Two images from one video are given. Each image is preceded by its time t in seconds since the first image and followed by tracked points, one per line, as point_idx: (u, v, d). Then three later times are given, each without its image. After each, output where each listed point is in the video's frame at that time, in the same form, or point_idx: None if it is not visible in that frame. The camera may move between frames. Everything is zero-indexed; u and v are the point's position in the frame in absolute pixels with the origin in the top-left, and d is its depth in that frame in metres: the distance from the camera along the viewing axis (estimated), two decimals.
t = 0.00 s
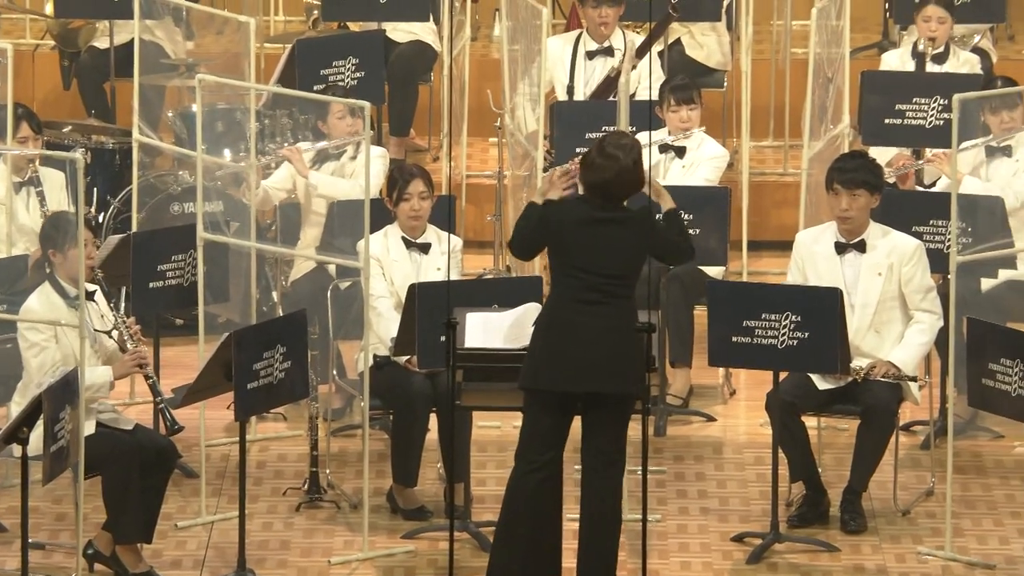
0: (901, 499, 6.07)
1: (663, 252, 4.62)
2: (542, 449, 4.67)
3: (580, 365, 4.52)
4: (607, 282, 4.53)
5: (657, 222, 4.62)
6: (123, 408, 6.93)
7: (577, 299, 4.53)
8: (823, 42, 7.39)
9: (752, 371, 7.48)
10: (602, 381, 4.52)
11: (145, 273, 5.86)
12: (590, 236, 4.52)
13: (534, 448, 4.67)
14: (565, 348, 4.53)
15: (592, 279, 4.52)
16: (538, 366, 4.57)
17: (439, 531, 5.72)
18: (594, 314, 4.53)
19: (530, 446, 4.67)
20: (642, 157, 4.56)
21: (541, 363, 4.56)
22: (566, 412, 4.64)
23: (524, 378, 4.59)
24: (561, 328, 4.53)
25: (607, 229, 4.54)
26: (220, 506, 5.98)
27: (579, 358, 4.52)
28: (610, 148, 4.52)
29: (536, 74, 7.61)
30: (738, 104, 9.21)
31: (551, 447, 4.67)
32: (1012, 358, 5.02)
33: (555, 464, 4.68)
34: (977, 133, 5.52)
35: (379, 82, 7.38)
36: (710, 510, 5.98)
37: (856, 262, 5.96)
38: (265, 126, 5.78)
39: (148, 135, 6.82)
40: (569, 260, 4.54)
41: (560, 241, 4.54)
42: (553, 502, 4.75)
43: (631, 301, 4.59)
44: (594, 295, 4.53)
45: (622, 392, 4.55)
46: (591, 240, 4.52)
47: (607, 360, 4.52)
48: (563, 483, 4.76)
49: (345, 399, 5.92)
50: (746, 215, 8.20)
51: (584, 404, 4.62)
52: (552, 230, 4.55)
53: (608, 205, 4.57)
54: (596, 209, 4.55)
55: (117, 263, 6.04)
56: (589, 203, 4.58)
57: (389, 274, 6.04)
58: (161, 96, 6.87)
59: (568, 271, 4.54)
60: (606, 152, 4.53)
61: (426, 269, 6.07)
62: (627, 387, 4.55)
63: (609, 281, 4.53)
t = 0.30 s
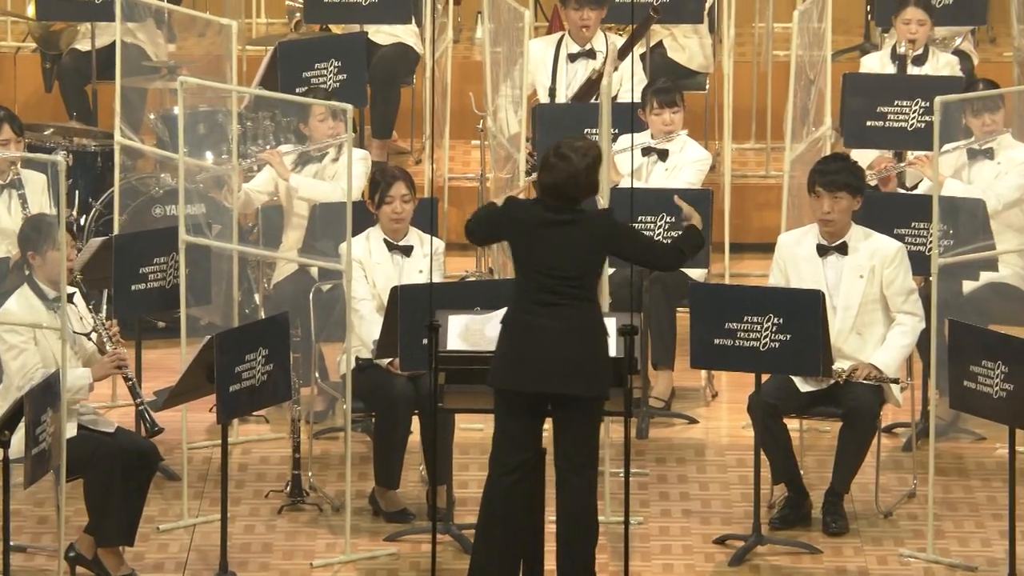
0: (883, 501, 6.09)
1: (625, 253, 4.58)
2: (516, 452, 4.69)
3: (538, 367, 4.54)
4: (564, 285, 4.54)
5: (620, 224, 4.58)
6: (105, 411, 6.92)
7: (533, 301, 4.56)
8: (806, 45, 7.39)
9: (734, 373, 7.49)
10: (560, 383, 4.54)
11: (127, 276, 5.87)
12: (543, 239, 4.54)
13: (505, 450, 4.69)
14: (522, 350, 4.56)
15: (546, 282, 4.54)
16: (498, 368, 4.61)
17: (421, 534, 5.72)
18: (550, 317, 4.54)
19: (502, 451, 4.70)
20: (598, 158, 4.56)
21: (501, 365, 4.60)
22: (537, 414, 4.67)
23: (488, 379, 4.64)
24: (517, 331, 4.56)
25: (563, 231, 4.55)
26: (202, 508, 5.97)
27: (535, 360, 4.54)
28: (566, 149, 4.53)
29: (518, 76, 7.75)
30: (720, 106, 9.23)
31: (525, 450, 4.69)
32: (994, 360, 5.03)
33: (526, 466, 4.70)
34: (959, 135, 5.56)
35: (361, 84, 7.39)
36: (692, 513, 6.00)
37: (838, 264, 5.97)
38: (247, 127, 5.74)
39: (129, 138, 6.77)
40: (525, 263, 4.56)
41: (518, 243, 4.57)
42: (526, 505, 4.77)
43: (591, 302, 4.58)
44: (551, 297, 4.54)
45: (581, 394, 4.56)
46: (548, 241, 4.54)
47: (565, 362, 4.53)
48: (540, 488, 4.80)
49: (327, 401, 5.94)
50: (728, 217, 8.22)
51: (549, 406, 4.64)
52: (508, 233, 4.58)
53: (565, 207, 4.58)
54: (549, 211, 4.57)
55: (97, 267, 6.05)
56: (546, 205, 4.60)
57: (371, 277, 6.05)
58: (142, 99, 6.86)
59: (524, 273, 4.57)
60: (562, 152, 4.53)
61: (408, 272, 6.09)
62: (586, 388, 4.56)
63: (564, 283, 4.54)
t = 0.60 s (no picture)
0: (864, 503, 6.11)
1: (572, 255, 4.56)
2: (478, 457, 4.72)
3: (487, 372, 4.55)
4: (509, 288, 4.53)
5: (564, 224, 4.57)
6: (86, 413, 6.91)
7: (480, 305, 4.56)
8: (787, 47, 7.42)
9: (717, 375, 7.52)
10: (510, 387, 4.54)
11: (109, 278, 5.87)
12: (488, 243, 4.54)
13: (467, 457, 4.73)
14: (470, 354, 4.56)
15: (491, 286, 4.54)
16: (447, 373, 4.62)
17: (403, 536, 5.72)
18: (498, 321, 4.55)
19: (462, 453, 4.73)
20: (540, 157, 4.55)
21: (450, 369, 4.61)
22: (495, 417, 4.69)
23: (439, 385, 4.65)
24: (465, 337, 4.57)
25: (506, 233, 4.54)
26: (184, 510, 5.97)
27: (483, 365, 4.55)
28: (506, 148, 4.53)
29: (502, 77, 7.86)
30: (702, 108, 9.26)
31: (489, 454, 4.73)
32: (976, 361, 5.04)
33: (491, 471, 4.74)
34: (941, 138, 5.58)
35: (342, 87, 7.37)
36: (674, 515, 6.01)
37: (820, 267, 5.99)
38: (229, 130, 5.73)
39: (110, 139, 6.78)
40: (470, 267, 4.56)
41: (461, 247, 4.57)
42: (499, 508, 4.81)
43: (539, 304, 4.58)
44: (498, 301, 4.55)
45: (530, 398, 4.56)
46: (493, 245, 4.53)
47: (513, 366, 4.53)
48: (511, 494, 4.83)
49: (309, 403, 5.92)
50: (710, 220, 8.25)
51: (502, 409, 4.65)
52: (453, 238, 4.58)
53: (505, 208, 4.58)
54: (492, 215, 4.56)
55: (76, 270, 6.01)
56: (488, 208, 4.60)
57: (353, 279, 6.05)
58: (124, 100, 6.84)
59: (470, 278, 4.57)
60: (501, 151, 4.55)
61: (390, 275, 6.08)
62: (538, 391, 4.56)
63: (510, 287, 4.54)
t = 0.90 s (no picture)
0: (845, 502, 6.14)
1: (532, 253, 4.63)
2: (453, 459, 4.73)
3: (459, 376, 4.56)
4: (476, 289, 4.55)
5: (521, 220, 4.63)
6: (67, 413, 6.91)
7: (449, 308, 4.56)
8: (768, 47, 7.44)
9: (697, 375, 7.53)
10: (482, 388, 4.57)
11: (90, 278, 5.87)
12: (452, 246, 4.54)
13: (440, 460, 4.73)
14: (440, 359, 4.57)
15: (457, 288, 4.55)
16: (418, 379, 4.61)
17: (384, 537, 5.72)
18: (466, 323, 4.56)
19: (438, 455, 4.73)
20: (489, 157, 4.63)
21: (421, 375, 4.60)
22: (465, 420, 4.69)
23: (410, 392, 4.64)
24: (434, 341, 4.57)
25: (469, 233, 4.55)
26: (165, 510, 5.97)
27: (455, 369, 4.56)
28: (451, 148, 4.62)
29: (482, 77, 7.82)
30: (683, 108, 9.28)
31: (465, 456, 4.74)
32: (956, 361, 5.06)
33: (466, 475, 4.75)
34: (921, 138, 5.59)
35: (323, 87, 7.36)
36: (656, 514, 6.03)
37: (801, 267, 6.01)
38: (210, 129, 5.82)
39: (91, 139, 6.76)
40: (435, 270, 4.56)
41: (425, 249, 4.56)
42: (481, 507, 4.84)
43: (504, 304, 4.61)
44: (465, 303, 4.56)
45: (502, 398, 4.60)
46: (458, 246, 4.54)
47: (485, 367, 4.56)
48: (492, 494, 4.84)
49: (290, 403, 5.89)
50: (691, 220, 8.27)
51: (472, 412, 4.66)
52: (416, 242, 4.57)
53: (462, 206, 4.61)
54: (453, 217, 4.56)
55: (57, 270, 6.02)
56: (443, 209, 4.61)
57: (334, 280, 6.05)
58: (105, 100, 6.83)
59: (435, 283, 4.57)
60: (445, 154, 4.63)
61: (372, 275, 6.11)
62: (509, 390, 4.60)
63: (477, 288, 4.56)
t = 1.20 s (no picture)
0: (826, 502, 6.16)
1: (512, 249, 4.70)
2: (435, 459, 4.74)
3: (451, 374, 4.59)
4: (467, 285, 4.60)
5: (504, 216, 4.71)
6: (48, 414, 6.89)
7: (440, 306, 4.59)
8: (750, 46, 7.47)
9: (679, 374, 7.55)
10: (474, 386, 4.60)
11: (70, 278, 5.85)
12: (444, 242, 4.58)
13: (418, 463, 4.75)
14: (432, 357, 4.59)
15: (448, 286, 4.58)
16: (408, 379, 4.61)
17: (366, 536, 5.73)
18: (456, 320, 4.59)
19: (420, 455, 4.74)
20: (473, 155, 4.65)
21: (411, 376, 4.61)
22: (449, 419, 4.71)
23: (399, 393, 4.64)
24: (425, 340, 4.59)
25: (459, 230, 4.59)
26: (146, 511, 5.96)
27: (447, 368, 4.58)
28: (440, 148, 4.62)
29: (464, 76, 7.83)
30: (664, 108, 9.30)
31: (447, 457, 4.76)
32: (938, 361, 5.08)
33: (448, 477, 4.77)
34: (902, 138, 5.61)
35: (305, 85, 7.37)
36: (637, 514, 6.04)
37: (782, 266, 6.03)
38: (191, 130, 5.73)
39: (72, 139, 6.75)
40: (426, 268, 4.59)
41: (417, 247, 4.58)
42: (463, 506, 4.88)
43: (491, 302, 4.65)
44: (456, 300, 4.59)
45: (493, 396, 4.63)
46: (448, 243, 4.58)
47: (476, 364, 4.60)
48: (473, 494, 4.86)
49: (272, 403, 5.90)
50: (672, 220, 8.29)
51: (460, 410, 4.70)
52: (407, 241, 4.58)
53: (452, 203, 4.63)
54: (443, 214, 4.60)
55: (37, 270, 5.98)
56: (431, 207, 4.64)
57: (316, 280, 6.05)
58: (85, 100, 6.83)
59: (425, 280, 4.59)
60: (431, 154, 4.64)
61: (353, 275, 6.08)
62: (498, 387, 4.64)
63: (467, 284, 4.60)
